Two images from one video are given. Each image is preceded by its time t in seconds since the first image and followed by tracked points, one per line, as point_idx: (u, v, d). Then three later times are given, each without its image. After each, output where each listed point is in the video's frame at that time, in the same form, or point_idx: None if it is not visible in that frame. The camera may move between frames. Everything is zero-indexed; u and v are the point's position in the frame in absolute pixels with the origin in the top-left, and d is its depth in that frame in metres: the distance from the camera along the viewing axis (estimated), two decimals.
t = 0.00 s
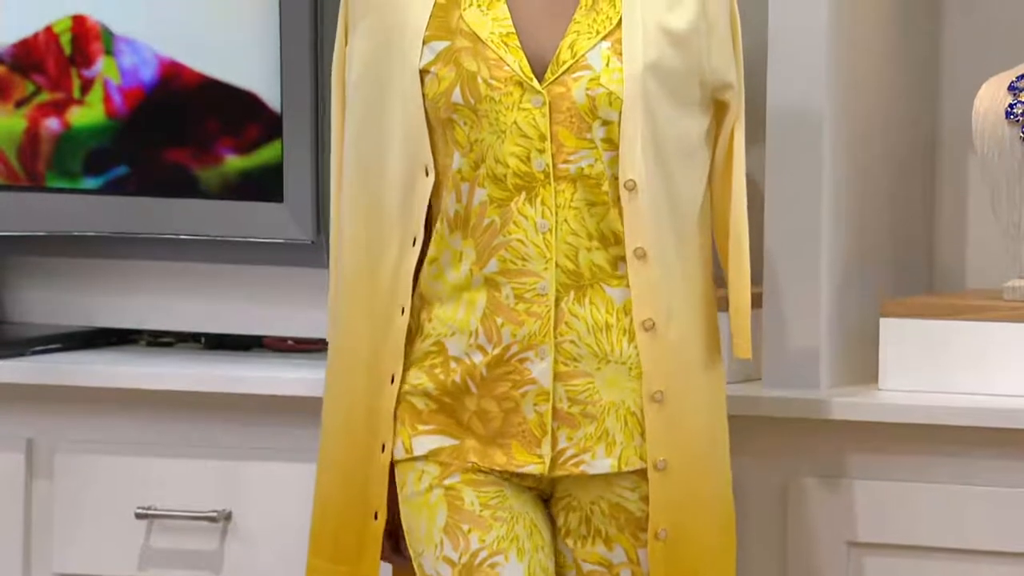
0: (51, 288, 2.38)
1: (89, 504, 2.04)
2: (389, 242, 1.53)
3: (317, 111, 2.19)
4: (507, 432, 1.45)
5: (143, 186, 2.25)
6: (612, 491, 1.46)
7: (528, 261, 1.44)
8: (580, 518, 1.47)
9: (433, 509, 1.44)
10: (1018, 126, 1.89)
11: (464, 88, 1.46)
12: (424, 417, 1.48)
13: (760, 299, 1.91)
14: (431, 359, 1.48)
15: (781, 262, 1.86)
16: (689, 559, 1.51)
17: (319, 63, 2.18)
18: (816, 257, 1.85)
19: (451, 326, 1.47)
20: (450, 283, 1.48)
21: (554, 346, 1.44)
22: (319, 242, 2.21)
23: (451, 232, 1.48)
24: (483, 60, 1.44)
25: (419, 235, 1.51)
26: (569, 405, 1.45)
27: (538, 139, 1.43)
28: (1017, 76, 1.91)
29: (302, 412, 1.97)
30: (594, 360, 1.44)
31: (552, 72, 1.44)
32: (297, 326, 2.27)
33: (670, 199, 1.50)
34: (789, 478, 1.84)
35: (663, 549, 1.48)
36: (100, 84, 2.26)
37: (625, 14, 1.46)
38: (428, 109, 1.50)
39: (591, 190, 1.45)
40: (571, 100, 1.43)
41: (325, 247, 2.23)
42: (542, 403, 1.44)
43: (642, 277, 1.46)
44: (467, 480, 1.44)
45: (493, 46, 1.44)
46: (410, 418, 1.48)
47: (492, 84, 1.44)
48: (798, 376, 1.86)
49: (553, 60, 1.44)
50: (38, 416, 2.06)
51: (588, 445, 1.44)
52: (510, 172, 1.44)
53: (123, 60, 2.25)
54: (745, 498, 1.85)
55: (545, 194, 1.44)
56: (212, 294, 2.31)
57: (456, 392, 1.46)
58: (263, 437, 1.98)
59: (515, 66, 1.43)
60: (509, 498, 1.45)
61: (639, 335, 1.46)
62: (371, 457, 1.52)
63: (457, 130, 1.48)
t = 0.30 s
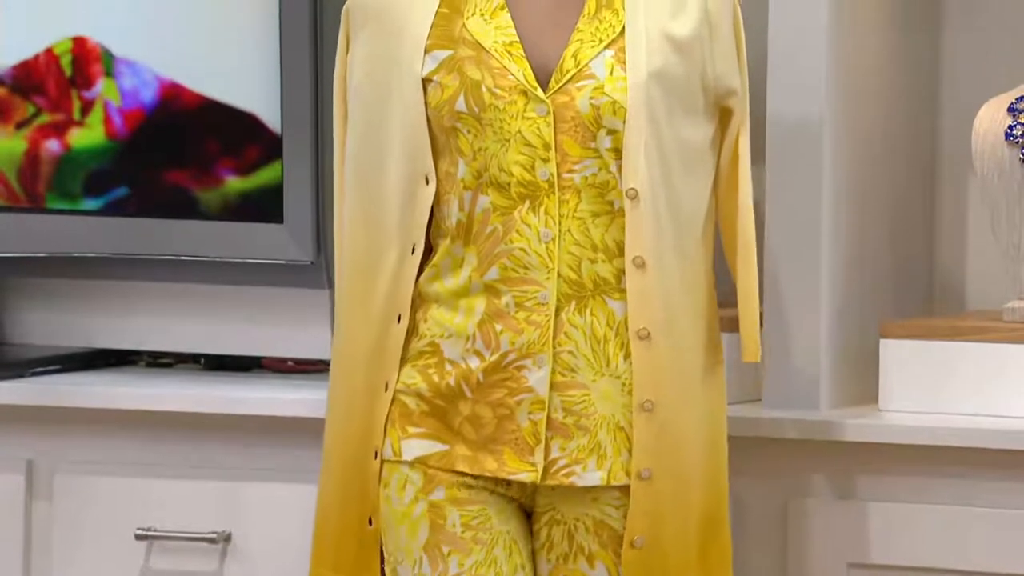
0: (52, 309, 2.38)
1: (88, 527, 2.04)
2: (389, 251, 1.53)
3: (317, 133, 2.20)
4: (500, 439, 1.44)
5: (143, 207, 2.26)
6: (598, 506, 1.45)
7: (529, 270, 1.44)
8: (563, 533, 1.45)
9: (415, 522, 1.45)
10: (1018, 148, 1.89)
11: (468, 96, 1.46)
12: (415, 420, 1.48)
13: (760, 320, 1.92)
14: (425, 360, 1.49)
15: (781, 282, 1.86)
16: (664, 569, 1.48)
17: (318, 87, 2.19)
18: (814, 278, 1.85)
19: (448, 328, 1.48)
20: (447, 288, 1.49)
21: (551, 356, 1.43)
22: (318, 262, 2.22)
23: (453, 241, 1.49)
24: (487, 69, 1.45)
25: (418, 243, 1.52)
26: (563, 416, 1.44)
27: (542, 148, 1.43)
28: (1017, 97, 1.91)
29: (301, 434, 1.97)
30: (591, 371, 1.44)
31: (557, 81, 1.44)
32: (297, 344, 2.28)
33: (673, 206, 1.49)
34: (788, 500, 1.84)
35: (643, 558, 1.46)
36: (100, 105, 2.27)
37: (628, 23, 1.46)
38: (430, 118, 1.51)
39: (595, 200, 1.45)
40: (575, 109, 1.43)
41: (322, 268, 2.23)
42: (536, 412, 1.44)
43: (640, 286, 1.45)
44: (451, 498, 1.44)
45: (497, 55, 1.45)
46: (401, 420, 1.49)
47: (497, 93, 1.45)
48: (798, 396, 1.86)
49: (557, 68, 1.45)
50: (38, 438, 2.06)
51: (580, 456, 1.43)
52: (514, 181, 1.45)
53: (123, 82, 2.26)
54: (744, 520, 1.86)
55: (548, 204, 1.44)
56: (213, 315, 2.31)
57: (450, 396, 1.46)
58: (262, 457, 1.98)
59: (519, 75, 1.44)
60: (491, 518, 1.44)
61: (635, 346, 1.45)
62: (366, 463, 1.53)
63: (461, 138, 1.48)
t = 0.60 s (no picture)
0: (53, 329, 2.39)
1: (88, 548, 2.04)
2: (373, 278, 1.54)
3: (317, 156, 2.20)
4: (480, 466, 1.45)
5: (143, 229, 2.26)
6: (580, 533, 1.45)
7: (509, 293, 1.45)
8: (546, 560, 1.45)
9: (390, 568, 1.47)
10: (1018, 170, 1.89)
11: (451, 119, 1.47)
12: (398, 454, 1.48)
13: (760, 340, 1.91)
14: (405, 391, 1.49)
15: (779, 303, 1.86)
16: None
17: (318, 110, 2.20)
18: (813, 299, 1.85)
19: (428, 357, 1.48)
20: (427, 315, 1.49)
21: (530, 381, 1.44)
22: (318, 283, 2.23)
23: (432, 266, 1.50)
24: (470, 94, 1.46)
25: (402, 271, 1.52)
26: (543, 441, 1.44)
27: (523, 172, 1.44)
28: (1017, 118, 1.91)
29: (302, 455, 1.97)
30: (571, 397, 1.44)
31: (539, 105, 1.44)
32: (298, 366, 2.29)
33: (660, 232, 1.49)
34: (789, 521, 1.84)
35: None
36: (100, 126, 2.28)
37: (613, 50, 1.46)
38: (415, 142, 1.52)
39: (576, 225, 1.46)
40: (557, 133, 1.44)
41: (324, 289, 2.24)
42: (516, 437, 1.44)
43: (622, 312, 1.45)
44: (428, 551, 1.45)
45: (480, 79, 1.46)
46: (385, 453, 1.50)
47: (479, 117, 1.45)
48: (797, 417, 1.86)
49: (539, 93, 1.45)
50: (37, 460, 2.06)
51: (560, 482, 1.43)
52: (495, 205, 1.45)
53: (123, 103, 2.27)
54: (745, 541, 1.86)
55: (529, 228, 1.45)
56: (213, 337, 2.32)
57: (432, 426, 1.47)
58: (261, 477, 1.98)
59: (502, 99, 1.45)
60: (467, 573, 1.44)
61: (616, 372, 1.45)
62: (349, 491, 1.52)
63: (443, 162, 1.49)
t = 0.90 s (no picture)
0: (53, 350, 2.39)
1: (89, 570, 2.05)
2: (353, 309, 1.53)
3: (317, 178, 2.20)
4: (451, 495, 1.44)
5: (144, 250, 2.27)
6: (550, 563, 1.43)
7: (482, 321, 1.44)
8: None
9: None
10: (1017, 191, 1.88)
11: (428, 147, 1.47)
12: (374, 482, 1.48)
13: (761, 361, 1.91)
14: (382, 419, 1.49)
15: (777, 324, 1.86)
16: None
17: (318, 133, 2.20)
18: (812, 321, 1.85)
19: (404, 385, 1.48)
20: (404, 342, 1.49)
21: (500, 410, 1.42)
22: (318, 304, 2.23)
23: (411, 294, 1.49)
24: (449, 123, 1.46)
25: (382, 302, 1.52)
26: (512, 470, 1.43)
27: (498, 200, 1.43)
28: (1016, 139, 1.90)
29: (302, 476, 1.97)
30: (541, 427, 1.43)
31: (516, 134, 1.44)
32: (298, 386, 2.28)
33: (640, 261, 1.47)
34: (787, 543, 1.84)
35: None
36: (100, 148, 2.29)
37: (594, 85, 1.46)
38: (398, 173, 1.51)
39: (551, 254, 1.44)
40: (533, 163, 1.43)
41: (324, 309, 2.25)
42: (486, 466, 1.43)
43: (595, 342, 1.43)
44: None
45: (460, 109, 1.46)
46: (363, 482, 1.49)
47: (456, 145, 1.45)
48: (797, 440, 1.87)
49: (518, 122, 1.45)
50: (36, 482, 2.06)
51: (527, 512, 1.42)
52: (470, 233, 1.44)
53: (123, 124, 2.27)
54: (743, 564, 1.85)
55: (502, 256, 1.44)
56: (213, 357, 2.32)
57: (407, 454, 1.46)
58: (258, 497, 1.98)
59: (479, 128, 1.45)
60: None
61: (589, 402, 1.43)
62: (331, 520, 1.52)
63: (422, 190, 1.49)
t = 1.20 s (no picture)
0: (55, 371, 2.40)
1: None
2: (349, 336, 1.54)
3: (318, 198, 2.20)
4: (434, 519, 1.44)
5: (144, 270, 2.28)
6: None
7: (466, 346, 1.44)
8: None
9: None
10: (1018, 212, 1.87)
11: (416, 172, 1.48)
12: (361, 504, 1.49)
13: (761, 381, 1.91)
14: (370, 441, 1.50)
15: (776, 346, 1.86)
16: None
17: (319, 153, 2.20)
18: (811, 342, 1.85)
19: (392, 409, 1.48)
20: (393, 366, 1.50)
21: (483, 434, 1.43)
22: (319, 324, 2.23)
23: (401, 321, 1.50)
24: (438, 148, 1.47)
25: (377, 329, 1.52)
26: (493, 495, 1.43)
27: (484, 226, 1.44)
28: (1015, 161, 1.90)
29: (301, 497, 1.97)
30: (524, 452, 1.42)
31: (503, 159, 1.44)
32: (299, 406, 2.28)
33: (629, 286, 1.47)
34: (786, 564, 1.83)
35: None
36: (100, 168, 2.30)
37: (582, 108, 1.45)
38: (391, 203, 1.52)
39: (535, 279, 1.44)
40: (517, 188, 1.43)
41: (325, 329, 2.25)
42: (468, 490, 1.43)
43: (578, 367, 1.43)
44: None
45: (449, 135, 1.47)
46: (350, 503, 1.50)
47: (443, 171, 1.46)
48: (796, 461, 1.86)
49: (506, 147, 1.45)
50: (36, 504, 2.07)
51: (508, 537, 1.42)
52: (456, 257, 1.45)
53: (123, 145, 2.28)
54: None
55: (487, 281, 1.44)
56: (214, 377, 2.32)
57: (393, 477, 1.47)
58: (258, 518, 1.98)
59: (467, 153, 1.45)
60: None
61: (573, 427, 1.43)
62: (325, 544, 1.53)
63: (409, 216, 1.50)
